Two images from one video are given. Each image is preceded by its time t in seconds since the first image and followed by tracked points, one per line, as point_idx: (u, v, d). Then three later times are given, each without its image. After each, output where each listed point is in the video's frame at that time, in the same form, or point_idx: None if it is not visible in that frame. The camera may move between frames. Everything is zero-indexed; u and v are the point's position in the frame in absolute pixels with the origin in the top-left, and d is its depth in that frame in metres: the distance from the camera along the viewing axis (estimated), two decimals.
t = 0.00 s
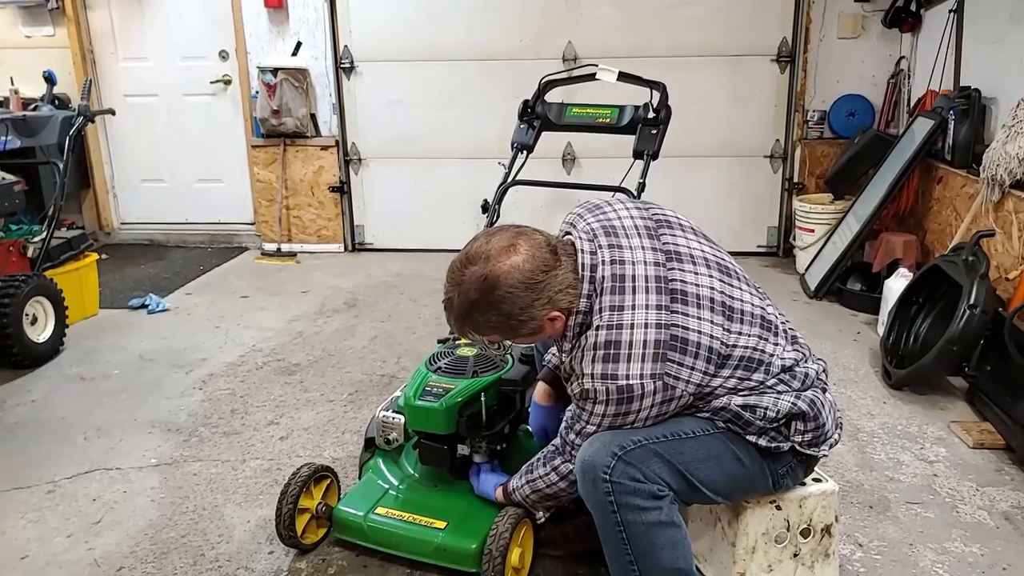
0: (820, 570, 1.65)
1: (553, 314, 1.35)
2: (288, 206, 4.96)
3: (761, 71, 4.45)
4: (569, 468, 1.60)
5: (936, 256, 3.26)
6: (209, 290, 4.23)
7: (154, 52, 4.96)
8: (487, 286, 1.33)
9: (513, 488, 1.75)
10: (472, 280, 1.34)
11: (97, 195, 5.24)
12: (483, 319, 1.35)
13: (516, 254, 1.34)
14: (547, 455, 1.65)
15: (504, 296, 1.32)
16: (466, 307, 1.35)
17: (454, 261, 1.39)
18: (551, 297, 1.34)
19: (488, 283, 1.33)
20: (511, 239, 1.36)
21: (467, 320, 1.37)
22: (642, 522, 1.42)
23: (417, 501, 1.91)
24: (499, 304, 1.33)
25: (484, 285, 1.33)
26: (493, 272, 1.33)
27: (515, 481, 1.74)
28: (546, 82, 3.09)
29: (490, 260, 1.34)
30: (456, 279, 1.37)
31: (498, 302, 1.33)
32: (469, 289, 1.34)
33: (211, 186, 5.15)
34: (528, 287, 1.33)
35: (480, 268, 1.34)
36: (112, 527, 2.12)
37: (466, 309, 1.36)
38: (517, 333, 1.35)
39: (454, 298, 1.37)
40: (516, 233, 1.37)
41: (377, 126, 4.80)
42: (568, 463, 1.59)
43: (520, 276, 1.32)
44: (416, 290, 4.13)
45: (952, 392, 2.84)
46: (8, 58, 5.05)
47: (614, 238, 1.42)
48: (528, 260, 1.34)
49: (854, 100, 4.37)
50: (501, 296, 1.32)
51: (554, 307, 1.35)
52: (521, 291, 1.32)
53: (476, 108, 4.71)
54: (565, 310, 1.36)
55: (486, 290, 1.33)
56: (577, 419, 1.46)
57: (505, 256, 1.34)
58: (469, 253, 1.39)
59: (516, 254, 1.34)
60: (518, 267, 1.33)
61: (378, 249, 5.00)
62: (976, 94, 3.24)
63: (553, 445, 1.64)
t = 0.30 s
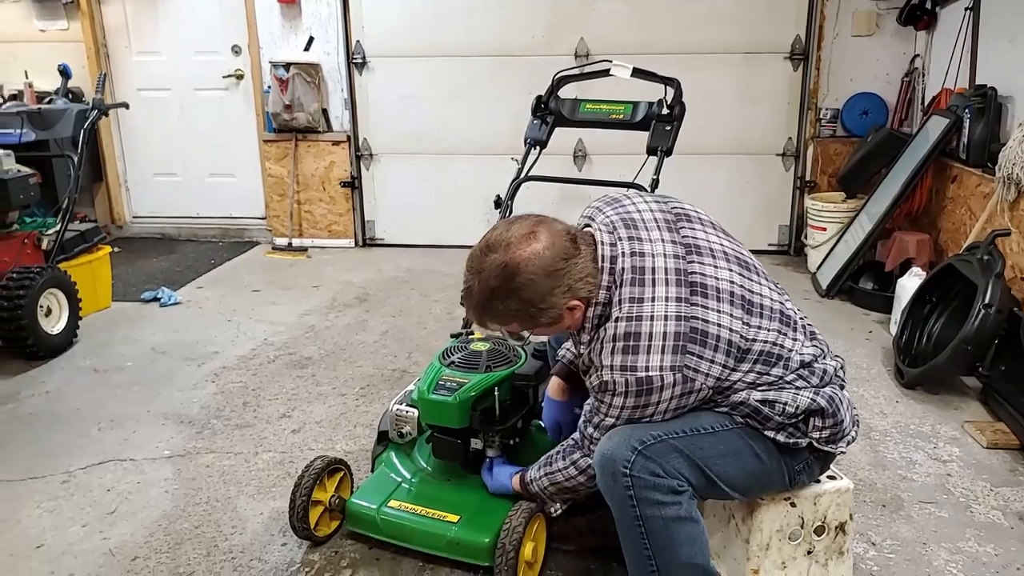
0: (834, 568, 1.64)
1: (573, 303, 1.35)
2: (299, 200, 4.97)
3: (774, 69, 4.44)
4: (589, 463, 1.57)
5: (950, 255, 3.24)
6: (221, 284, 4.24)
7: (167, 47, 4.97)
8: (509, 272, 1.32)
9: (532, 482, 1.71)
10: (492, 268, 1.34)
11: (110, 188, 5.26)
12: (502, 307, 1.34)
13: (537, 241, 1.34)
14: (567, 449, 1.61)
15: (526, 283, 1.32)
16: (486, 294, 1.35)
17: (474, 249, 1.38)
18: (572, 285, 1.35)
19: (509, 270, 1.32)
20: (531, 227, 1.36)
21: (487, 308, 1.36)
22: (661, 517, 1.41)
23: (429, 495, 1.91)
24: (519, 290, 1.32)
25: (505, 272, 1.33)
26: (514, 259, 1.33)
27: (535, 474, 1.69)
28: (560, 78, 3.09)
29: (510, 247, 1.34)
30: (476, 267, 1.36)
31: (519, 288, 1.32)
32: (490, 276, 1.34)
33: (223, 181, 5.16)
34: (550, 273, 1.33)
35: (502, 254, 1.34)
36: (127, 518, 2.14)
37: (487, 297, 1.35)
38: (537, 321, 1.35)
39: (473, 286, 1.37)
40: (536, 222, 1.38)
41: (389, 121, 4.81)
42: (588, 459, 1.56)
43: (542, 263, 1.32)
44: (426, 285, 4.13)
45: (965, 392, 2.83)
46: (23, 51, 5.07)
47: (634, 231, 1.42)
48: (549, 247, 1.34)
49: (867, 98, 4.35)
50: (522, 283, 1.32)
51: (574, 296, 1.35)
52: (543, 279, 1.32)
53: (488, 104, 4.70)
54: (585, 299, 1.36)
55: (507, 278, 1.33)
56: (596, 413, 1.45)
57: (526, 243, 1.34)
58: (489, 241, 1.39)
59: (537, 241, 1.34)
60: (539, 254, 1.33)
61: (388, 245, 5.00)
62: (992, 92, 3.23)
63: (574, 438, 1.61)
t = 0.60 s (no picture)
0: (836, 561, 1.64)
1: (637, 206, 1.29)
2: (301, 191, 4.96)
3: (777, 62, 4.43)
4: (608, 432, 1.41)
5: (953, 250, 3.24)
6: (222, 275, 4.24)
7: (169, 37, 4.96)
8: (583, 167, 1.22)
9: (516, 468, 1.52)
10: (560, 168, 1.22)
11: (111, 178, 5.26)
12: (580, 205, 1.21)
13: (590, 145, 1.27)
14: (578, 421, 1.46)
15: (600, 179, 1.23)
16: (560, 204, 1.22)
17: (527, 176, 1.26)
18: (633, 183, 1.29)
19: (580, 171, 1.22)
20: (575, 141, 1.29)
21: (562, 223, 1.22)
22: (701, 513, 1.37)
23: (432, 485, 1.91)
24: (598, 180, 1.22)
25: (579, 169, 1.22)
26: (581, 154, 1.24)
27: (521, 459, 1.52)
28: (564, 70, 3.08)
29: (571, 152, 1.24)
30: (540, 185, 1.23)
31: (598, 182, 1.22)
32: (561, 183, 1.22)
33: (225, 172, 5.16)
34: (616, 169, 1.26)
35: (566, 156, 1.24)
36: (130, 507, 2.14)
37: (563, 199, 1.21)
38: (615, 225, 1.25)
39: (541, 205, 1.23)
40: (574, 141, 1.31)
41: (391, 113, 4.80)
42: (608, 426, 1.41)
43: (606, 162, 1.25)
44: (428, 277, 4.13)
45: (966, 386, 2.83)
46: (24, 41, 5.06)
47: (676, 183, 1.41)
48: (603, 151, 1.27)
49: (870, 92, 4.36)
50: (598, 176, 1.22)
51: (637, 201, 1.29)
52: (611, 176, 1.24)
53: (490, 96, 4.69)
54: (642, 204, 1.31)
55: (581, 178, 1.22)
56: (636, 358, 1.34)
57: (583, 146, 1.25)
58: (538, 161, 1.27)
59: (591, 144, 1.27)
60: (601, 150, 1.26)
61: (390, 237, 4.99)
62: (996, 86, 3.22)
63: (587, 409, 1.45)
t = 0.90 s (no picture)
0: (835, 559, 1.65)
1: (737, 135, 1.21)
2: (301, 191, 4.96)
3: (776, 62, 4.44)
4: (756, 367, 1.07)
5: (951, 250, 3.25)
6: (222, 274, 4.24)
7: (169, 37, 4.96)
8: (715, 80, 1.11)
9: (640, 484, 0.98)
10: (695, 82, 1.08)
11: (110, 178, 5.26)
12: (730, 111, 1.08)
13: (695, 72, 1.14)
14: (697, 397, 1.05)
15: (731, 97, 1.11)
16: (717, 121, 1.06)
17: (654, 109, 1.08)
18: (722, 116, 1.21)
19: (717, 87, 1.09)
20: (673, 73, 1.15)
21: (723, 141, 1.07)
22: (737, 520, 1.33)
23: (431, 484, 1.92)
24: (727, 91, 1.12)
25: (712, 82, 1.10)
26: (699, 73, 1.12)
27: (643, 455, 1.00)
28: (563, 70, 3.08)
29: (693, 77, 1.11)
30: (684, 108, 1.06)
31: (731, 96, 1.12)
32: (709, 100, 1.06)
33: (224, 171, 5.16)
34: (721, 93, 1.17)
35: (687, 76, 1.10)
36: (130, 506, 2.15)
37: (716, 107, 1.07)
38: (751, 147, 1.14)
39: (695, 126, 1.05)
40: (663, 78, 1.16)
41: (390, 113, 4.81)
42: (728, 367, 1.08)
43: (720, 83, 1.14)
44: (428, 277, 4.13)
45: (964, 386, 2.84)
46: (23, 40, 5.06)
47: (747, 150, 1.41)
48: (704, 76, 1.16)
49: (869, 92, 4.35)
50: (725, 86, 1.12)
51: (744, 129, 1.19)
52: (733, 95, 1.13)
53: (490, 96, 4.70)
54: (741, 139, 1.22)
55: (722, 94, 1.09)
56: (773, 278, 1.13)
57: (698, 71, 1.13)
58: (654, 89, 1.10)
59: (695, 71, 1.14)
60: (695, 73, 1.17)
61: (389, 237, 5.00)
62: (994, 86, 3.23)
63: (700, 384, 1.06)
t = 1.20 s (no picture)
0: (840, 558, 1.65)
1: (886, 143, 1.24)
2: (306, 192, 4.97)
3: (781, 61, 4.42)
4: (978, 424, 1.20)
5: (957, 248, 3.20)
6: (228, 275, 4.25)
7: (175, 39, 4.98)
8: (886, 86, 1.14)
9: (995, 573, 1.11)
10: (866, 83, 1.13)
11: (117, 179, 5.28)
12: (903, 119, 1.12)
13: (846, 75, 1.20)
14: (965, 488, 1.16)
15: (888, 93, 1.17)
16: (884, 108, 1.11)
17: (818, 103, 1.13)
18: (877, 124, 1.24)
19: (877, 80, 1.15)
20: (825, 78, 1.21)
21: (895, 129, 1.10)
22: (739, 516, 1.33)
23: (436, 483, 1.92)
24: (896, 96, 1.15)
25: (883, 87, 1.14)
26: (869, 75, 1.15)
27: (982, 543, 1.12)
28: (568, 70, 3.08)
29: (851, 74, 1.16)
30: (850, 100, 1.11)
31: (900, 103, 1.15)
32: (873, 91, 1.12)
33: (230, 173, 5.18)
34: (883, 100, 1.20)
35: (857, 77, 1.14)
36: (136, 506, 2.15)
37: (889, 112, 1.10)
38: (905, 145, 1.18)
39: (864, 114, 1.10)
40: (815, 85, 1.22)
41: (395, 114, 4.81)
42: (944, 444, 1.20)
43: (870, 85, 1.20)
44: (433, 277, 4.13)
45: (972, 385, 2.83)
46: (30, 43, 5.09)
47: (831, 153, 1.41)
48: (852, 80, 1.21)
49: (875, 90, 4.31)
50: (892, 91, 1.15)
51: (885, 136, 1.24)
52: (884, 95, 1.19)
53: (495, 96, 4.70)
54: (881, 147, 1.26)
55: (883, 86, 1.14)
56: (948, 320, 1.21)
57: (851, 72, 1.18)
58: (824, 84, 1.14)
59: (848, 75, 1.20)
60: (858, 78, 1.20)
61: (394, 237, 5.01)
62: (1001, 84, 3.21)
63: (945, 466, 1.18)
